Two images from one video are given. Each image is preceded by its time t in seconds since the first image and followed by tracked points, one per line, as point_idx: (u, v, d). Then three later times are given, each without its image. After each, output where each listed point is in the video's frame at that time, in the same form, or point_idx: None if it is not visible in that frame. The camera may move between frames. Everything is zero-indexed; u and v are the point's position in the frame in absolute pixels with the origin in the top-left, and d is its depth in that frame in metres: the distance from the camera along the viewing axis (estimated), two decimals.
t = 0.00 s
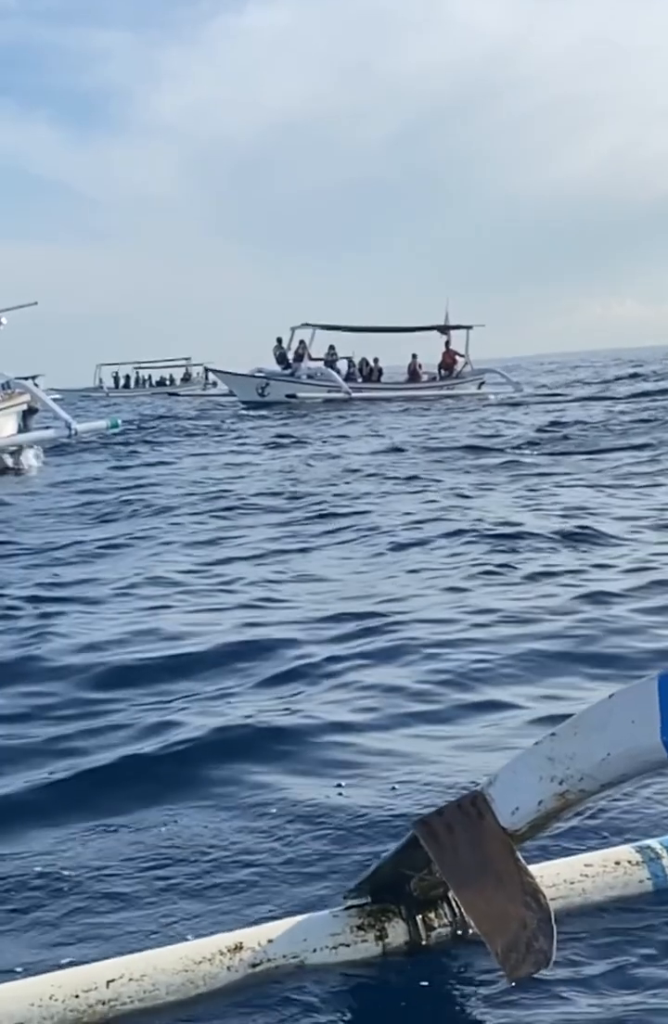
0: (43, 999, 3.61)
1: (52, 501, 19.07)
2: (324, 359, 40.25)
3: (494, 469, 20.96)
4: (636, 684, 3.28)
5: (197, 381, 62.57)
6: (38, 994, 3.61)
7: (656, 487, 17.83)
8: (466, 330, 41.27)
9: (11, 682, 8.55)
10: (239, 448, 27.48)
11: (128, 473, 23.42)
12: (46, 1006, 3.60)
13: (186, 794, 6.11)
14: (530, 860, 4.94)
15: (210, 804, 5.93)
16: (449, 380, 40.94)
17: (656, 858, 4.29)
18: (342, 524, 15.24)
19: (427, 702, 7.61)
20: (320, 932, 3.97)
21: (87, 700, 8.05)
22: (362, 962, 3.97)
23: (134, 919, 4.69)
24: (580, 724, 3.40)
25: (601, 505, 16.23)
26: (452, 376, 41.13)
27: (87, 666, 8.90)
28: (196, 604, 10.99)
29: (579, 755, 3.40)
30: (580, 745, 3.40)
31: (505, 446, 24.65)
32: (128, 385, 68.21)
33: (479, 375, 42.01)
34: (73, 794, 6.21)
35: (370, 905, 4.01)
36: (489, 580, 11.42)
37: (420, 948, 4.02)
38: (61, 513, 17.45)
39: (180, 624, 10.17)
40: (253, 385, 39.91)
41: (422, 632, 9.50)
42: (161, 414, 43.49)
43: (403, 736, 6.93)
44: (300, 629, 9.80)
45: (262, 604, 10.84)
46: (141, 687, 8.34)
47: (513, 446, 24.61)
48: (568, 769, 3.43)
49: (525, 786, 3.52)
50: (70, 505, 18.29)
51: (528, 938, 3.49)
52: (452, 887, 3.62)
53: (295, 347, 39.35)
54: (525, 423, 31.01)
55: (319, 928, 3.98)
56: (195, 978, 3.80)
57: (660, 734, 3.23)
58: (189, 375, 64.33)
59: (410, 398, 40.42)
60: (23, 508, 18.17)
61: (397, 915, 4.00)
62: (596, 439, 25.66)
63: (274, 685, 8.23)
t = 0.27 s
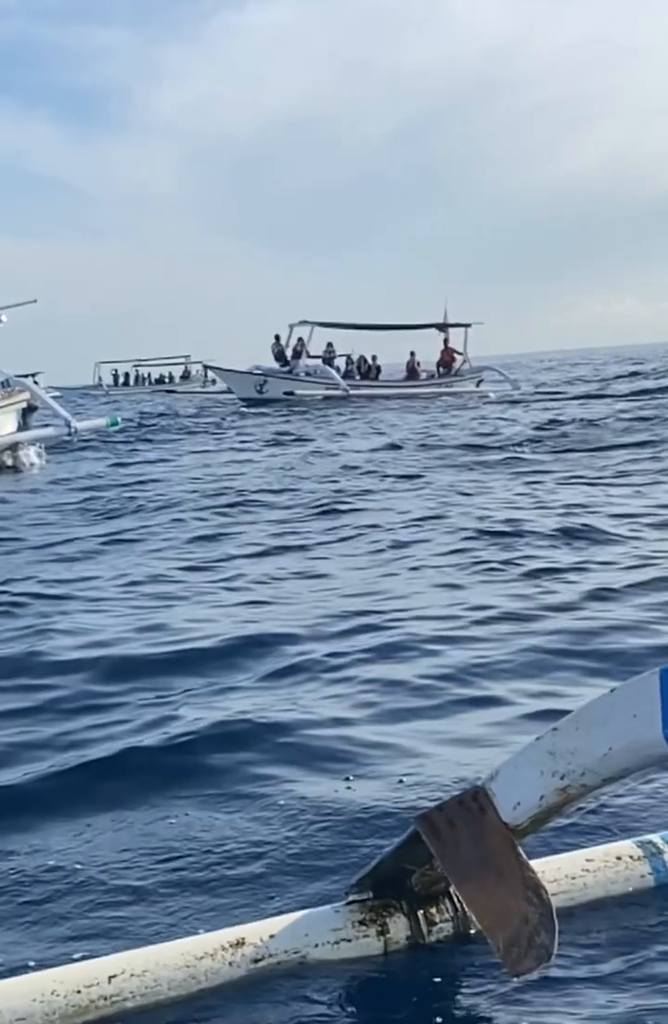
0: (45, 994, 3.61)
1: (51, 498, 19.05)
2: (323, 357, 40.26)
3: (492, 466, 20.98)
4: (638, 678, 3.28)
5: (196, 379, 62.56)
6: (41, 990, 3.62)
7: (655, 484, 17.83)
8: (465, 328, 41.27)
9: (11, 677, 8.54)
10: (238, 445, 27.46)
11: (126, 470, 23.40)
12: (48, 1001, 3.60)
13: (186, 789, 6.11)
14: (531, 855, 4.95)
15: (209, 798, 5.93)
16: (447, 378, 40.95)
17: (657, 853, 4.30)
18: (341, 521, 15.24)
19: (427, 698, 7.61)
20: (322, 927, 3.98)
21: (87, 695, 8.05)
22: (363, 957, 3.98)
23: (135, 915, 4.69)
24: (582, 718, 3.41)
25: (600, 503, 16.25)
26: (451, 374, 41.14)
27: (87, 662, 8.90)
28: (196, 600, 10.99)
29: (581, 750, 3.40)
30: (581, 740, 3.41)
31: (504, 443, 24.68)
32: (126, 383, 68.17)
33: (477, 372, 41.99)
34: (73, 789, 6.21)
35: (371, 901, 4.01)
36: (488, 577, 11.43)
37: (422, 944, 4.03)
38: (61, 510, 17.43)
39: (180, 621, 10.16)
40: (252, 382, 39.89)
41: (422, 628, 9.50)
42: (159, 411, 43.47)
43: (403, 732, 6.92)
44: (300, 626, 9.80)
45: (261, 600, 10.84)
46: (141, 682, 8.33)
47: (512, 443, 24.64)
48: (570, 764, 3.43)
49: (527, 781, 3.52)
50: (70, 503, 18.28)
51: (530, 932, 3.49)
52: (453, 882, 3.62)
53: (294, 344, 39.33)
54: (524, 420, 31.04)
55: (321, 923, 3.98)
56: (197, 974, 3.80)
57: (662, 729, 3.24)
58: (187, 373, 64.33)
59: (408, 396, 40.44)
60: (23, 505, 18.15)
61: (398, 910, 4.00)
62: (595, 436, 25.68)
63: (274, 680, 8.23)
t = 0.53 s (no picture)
0: (47, 990, 3.62)
1: (51, 494, 19.06)
2: (321, 353, 40.26)
3: (491, 463, 20.99)
4: (641, 673, 3.28)
5: (196, 376, 62.59)
6: (43, 985, 3.62)
7: (655, 482, 17.84)
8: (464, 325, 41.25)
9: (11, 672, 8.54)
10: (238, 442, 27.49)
11: (126, 466, 23.41)
12: (50, 997, 3.60)
13: (188, 783, 6.11)
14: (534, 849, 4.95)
15: (210, 793, 5.93)
16: (446, 376, 40.96)
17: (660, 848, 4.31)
18: (341, 517, 15.25)
19: (428, 693, 7.61)
20: (324, 922, 3.98)
21: (88, 690, 8.05)
22: (366, 952, 3.99)
23: (137, 909, 4.69)
24: (584, 713, 3.41)
25: (600, 500, 16.25)
26: (450, 371, 41.14)
27: (87, 657, 8.90)
28: (196, 596, 11.00)
29: (583, 745, 3.40)
30: (584, 735, 3.40)
31: (503, 440, 24.69)
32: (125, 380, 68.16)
33: (477, 370, 41.97)
34: (74, 783, 6.21)
35: (373, 896, 4.00)
36: (489, 574, 11.43)
37: (424, 939, 4.03)
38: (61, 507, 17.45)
39: (181, 616, 10.17)
40: (250, 378, 39.91)
41: (422, 625, 9.51)
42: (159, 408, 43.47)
43: (404, 727, 6.93)
44: (301, 622, 9.80)
45: (261, 596, 10.85)
46: (141, 677, 8.33)
47: (511, 440, 24.66)
48: (572, 759, 3.43)
49: (529, 776, 3.52)
50: (70, 499, 18.29)
51: (532, 927, 3.51)
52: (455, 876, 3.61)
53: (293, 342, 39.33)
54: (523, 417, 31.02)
55: (323, 919, 3.98)
56: (199, 969, 3.80)
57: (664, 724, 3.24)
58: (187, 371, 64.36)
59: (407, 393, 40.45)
60: (22, 501, 18.15)
61: (400, 905, 4.01)
62: (595, 434, 25.68)
63: (275, 675, 8.23)
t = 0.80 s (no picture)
0: (50, 985, 3.63)
1: (51, 491, 19.08)
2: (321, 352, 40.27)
3: (492, 462, 20.99)
4: (644, 668, 3.28)
5: (197, 374, 62.61)
6: (46, 980, 3.63)
7: (655, 480, 17.85)
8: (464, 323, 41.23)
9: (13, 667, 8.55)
10: (238, 439, 27.52)
11: (127, 463, 23.43)
12: (53, 992, 3.62)
13: (188, 777, 6.11)
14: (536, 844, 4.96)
15: (211, 787, 5.93)
16: (447, 374, 40.95)
17: (661, 844, 4.32)
18: (342, 515, 15.27)
19: (429, 689, 7.62)
20: (327, 918, 3.97)
21: (88, 685, 8.05)
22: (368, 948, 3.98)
23: (139, 903, 4.69)
24: (588, 708, 3.40)
25: (600, 497, 16.24)
26: (450, 370, 41.13)
27: (88, 653, 8.91)
28: (197, 592, 11.02)
29: (586, 740, 3.40)
30: (587, 730, 3.40)
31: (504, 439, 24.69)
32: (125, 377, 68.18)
33: (477, 368, 41.96)
34: (75, 776, 6.21)
35: (376, 891, 3.99)
36: (489, 571, 11.45)
37: (427, 934, 4.03)
38: (61, 503, 17.48)
39: (182, 612, 10.18)
40: (250, 376, 39.92)
41: (423, 621, 9.52)
42: (159, 406, 43.49)
43: (405, 722, 6.94)
44: (301, 618, 9.81)
45: (262, 592, 10.86)
46: (142, 672, 8.34)
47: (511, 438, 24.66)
48: (575, 754, 3.43)
49: (532, 771, 3.52)
50: (70, 496, 18.31)
51: (535, 923, 3.50)
52: (458, 871, 3.61)
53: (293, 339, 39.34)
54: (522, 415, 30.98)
55: (325, 914, 3.97)
56: (202, 964, 3.80)
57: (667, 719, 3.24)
58: (187, 369, 64.39)
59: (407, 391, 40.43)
60: (23, 498, 18.17)
61: (403, 900, 4.00)
62: (596, 432, 25.67)
63: (276, 671, 8.24)
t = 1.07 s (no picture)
0: (54, 981, 3.63)
1: (53, 487, 19.10)
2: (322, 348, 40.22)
3: (493, 458, 20.96)
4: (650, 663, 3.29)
5: (198, 370, 62.58)
6: (50, 975, 3.64)
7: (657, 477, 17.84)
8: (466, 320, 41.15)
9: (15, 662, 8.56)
10: (239, 436, 27.52)
11: (128, 460, 23.44)
12: (57, 987, 3.63)
13: (191, 772, 6.10)
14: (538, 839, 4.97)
15: (214, 781, 5.94)
16: (447, 372, 40.90)
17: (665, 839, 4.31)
18: (343, 511, 15.27)
19: (431, 684, 7.62)
20: (331, 913, 3.96)
21: (91, 680, 8.06)
22: (373, 943, 3.98)
23: (143, 897, 4.70)
24: (593, 703, 3.41)
25: (601, 495, 16.22)
26: (451, 367, 41.07)
27: (90, 648, 8.91)
28: (199, 587, 11.01)
29: (591, 735, 3.40)
30: (592, 725, 3.41)
31: (504, 436, 24.65)
32: (126, 374, 68.17)
33: (478, 365, 41.92)
34: (77, 770, 6.21)
35: (379, 886, 3.99)
36: (491, 568, 11.45)
37: (430, 928, 4.03)
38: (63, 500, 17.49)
39: (184, 608, 10.19)
40: (250, 372, 39.88)
41: (425, 618, 9.52)
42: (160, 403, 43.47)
43: (408, 716, 6.93)
44: (304, 614, 9.80)
45: (264, 588, 10.86)
46: (144, 667, 8.34)
47: (512, 435, 24.63)
48: (580, 749, 3.43)
49: (536, 766, 3.51)
50: (72, 492, 18.31)
51: (539, 918, 3.50)
52: (462, 867, 3.61)
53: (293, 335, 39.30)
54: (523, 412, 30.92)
55: (329, 909, 3.97)
56: (205, 959, 3.80)
57: None
58: (187, 366, 64.36)
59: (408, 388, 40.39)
60: (24, 494, 18.18)
61: (407, 895, 4.01)
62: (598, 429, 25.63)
63: (279, 665, 8.24)
